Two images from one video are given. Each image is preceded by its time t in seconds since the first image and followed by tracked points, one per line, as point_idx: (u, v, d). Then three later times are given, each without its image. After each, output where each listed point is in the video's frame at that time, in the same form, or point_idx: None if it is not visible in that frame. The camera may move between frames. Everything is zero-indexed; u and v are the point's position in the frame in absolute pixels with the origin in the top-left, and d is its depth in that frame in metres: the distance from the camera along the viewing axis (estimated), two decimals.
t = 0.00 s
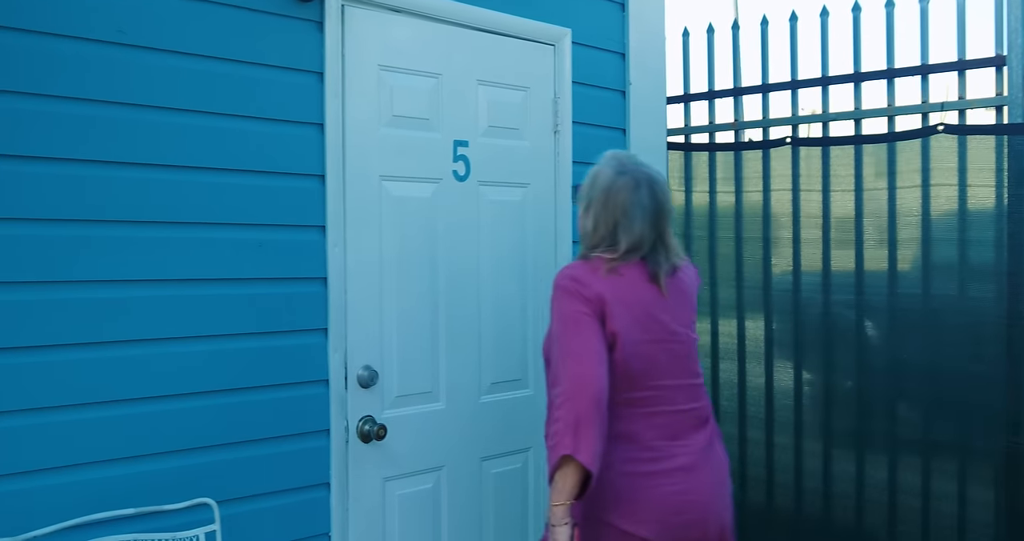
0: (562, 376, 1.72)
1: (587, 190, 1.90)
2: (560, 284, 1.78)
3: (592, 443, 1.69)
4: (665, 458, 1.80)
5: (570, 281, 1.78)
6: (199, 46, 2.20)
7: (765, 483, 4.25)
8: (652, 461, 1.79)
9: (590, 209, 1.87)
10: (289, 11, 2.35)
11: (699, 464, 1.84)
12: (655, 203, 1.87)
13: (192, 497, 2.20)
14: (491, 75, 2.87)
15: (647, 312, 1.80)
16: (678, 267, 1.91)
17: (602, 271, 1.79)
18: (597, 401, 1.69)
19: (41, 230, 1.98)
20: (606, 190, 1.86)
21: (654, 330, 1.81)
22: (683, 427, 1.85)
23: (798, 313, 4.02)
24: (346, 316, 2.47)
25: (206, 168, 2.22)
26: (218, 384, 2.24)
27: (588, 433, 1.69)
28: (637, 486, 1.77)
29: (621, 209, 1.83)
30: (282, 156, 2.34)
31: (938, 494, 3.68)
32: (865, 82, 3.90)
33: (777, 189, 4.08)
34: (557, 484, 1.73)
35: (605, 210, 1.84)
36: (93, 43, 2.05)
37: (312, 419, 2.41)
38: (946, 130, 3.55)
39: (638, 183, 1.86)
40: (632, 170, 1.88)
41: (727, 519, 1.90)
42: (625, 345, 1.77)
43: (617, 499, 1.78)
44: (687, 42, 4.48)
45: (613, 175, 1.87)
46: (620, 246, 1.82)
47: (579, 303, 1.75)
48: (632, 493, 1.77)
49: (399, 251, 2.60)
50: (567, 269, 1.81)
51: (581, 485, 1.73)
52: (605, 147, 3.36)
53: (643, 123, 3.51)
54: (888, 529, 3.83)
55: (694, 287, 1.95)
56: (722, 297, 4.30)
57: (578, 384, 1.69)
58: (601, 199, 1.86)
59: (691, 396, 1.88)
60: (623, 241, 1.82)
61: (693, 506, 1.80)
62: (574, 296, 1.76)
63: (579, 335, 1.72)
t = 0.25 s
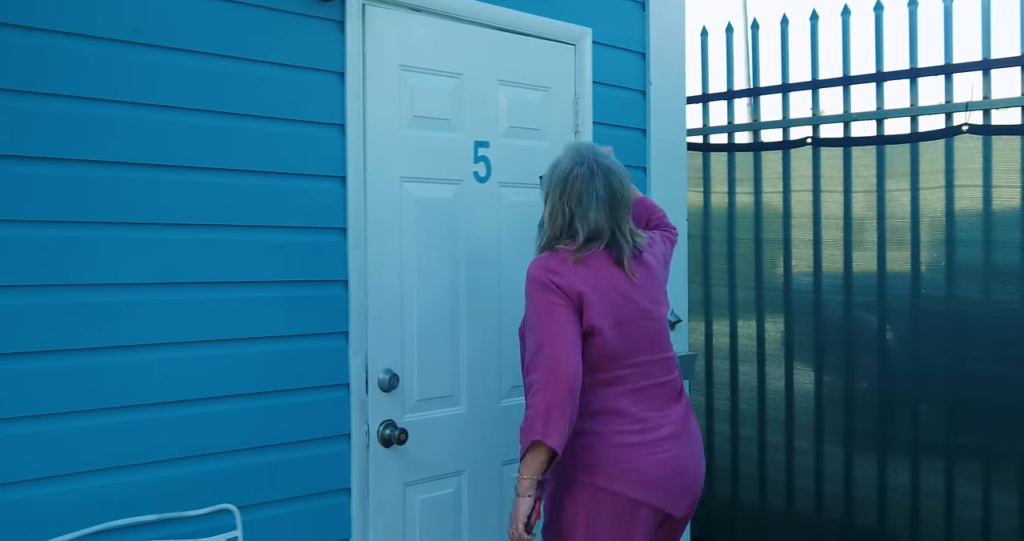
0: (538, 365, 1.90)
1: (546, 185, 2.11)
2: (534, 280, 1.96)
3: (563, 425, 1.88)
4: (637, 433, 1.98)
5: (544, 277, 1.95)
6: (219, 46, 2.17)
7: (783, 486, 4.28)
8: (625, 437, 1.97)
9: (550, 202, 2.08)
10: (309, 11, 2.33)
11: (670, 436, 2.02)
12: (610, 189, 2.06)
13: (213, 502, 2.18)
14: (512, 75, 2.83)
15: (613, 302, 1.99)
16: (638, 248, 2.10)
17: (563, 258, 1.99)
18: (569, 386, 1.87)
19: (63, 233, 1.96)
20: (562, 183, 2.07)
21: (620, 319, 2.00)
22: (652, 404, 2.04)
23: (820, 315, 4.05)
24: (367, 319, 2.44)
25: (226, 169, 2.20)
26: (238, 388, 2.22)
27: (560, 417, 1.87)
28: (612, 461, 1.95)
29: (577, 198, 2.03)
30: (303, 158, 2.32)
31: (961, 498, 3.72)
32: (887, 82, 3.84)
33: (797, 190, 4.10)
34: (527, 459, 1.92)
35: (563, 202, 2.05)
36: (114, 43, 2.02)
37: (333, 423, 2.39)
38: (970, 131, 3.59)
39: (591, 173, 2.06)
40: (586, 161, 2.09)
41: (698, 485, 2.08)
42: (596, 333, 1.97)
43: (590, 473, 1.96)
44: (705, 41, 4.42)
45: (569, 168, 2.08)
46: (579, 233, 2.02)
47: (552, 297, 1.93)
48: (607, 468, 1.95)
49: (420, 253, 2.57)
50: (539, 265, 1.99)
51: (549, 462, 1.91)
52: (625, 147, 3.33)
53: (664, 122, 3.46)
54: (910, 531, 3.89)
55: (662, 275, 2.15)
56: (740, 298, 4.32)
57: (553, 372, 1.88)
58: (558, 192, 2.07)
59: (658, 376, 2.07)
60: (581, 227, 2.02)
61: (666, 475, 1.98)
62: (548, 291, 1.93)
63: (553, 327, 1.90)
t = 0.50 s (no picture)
0: (577, 358, 1.86)
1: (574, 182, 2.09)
2: (569, 274, 1.93)
3: (607, 417, 1.86)
4: (646, 428, 2.01)
5: (578, 272, 1.94)
6: (232, 44, 2.16)
7: (797, 487, 4.23)
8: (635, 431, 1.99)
9: (579, 200, 2.06)
10: (323, 8, 2.31)
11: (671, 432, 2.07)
12: (638, 191, 2.06)
13: (226, 502, 2.17)
14: (525, 72, 2.81)
15: (637, 299, 2.02)
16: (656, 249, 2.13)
17: (593, 259, 1.97)
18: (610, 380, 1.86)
19: (77, 231, 1.96)
20: (592, 182, 2.05)
21: (643, 316, 2.03)
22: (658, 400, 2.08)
23: (834, 315, 4.02)
24: (381, 319, 2.42)
25: (240, 167, 2.19)
26: (252, 387, 2.21)
27: (603, 409, 1.85)
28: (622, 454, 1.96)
29: (608, 199, 2.02)
30: (317, 157, 2.31)
31: (977, 500, 3.69)
32: (902, 80, 3.80)
33: (811, 189, 4.06)
34: (561, 452, 1.88)
35: (593, 201, 2.04)
36: (129, 40, 2.02)
37: (346, 423, 2.37)
38: (986, 129, 3.55)
39: (622, 174, 2.05)
40: (615, 162, 2.08)
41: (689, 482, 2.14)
42: (623, 329, 1.98)
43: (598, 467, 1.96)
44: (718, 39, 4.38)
45: (599, 167, 2.06)
46: (608, 234, 2.01)
47: (589, 291, 1.91)
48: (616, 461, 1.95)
49: (434, 252, 2.55)
50: (571, 260, 1.97)
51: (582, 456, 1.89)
52: (639, 145, 3.31)
53: (678, 121, 3.44)
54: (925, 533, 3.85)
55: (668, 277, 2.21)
56: (752, 298, 4.29)
57: (596, 365, 1.85)
58: (588, 190, 2.05)
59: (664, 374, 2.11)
60: (611, 229, 2.01)
61: (667, 470, 2.01)
62: (584, 285, 1.91)
63: (592, 321, 1.89)
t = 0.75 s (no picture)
0: (571, 356, 1.87)
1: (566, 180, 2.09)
2: (559, 274, 1.95)
3: (603, 414, 1.86)
4: (636, 426, 2.03)
5: (569, 270, 1.95)
6: (239, 44, 2.16)
7: (805, 489, 4.21)
8: (625, 429, 2.01)
9: (570, 200, 2.07)
10: (330, 8, 2.31)
11: (662, 429, 2.09)
12: (630, 193, 2.05)
13: (232, 505, 2.16)
14: (532, 72, 2.80)
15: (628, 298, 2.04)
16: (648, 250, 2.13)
17: (582, 259, 1.98)
18: (604, 377, 1.87)
19: (84, 232, 1.96)
20: (584, 182, 2.05)
21: (633, 315, 2.05)
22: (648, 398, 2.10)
23: (841, 316, 3.99)
24: (387, 320, 2.41)
25: (246, 168, 2.18)
26: (258, 388, 2.20)
27: (598, 406, 1.85)
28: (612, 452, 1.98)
29: (599, 200, 2.02)
30: (324, 157, 2.30)
31: (986, 501, 3.68)
32: (911, 80, 3.78)
33: (818, 190, 4.03)
34: (564, 454, 1.87)
35: (584, 201, 2.04)
36: (136, 41, 2.02)
37: (353, 424, 2.37)
38: (995, 129, 3.53)
39: (613, 175, 2.04)
40: (609, 162, 2.06)
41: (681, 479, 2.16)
42: (615, 328, 1.99)
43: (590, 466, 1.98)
44: (725, 39, 4.36)
45: (592, 167, 2.05)
46: (597, 235, 2.02)
47: (580, 290, 1.93)
48: (606, 459, 1.98)
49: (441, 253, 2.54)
50: (561, 259, 1.98)
51: (585, 455, 1.90)
52: (646, 145, 3.29)
53: (685, 121, 3.42)
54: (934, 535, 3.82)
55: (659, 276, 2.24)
56: (760, 299, 4.26)
57: (590, 362, 1.86)
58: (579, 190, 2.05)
59: (655, 372, 2.13)
60: (600, 231, 2.01)
61: (658, 468, 2.04)
62: (575, 284, 1.93)
63: (584, 319, 1.90)
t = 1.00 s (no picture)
0: (554, 355, 1.94)
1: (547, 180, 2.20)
2: (541, 274, 2.02)
3: (588, 410, 1.93)
4: (624, 422, 2.09)
5: (550, 270, 2.02)
6: (243, 45, 2.15)
7: (809, 490, 4.19)
8: (613, 426, 2.07)
9: (550, 199, 2.16)
10: (334, 8, 2.30)
11: (652, 425, 2.14)
12: (608, 188, 2.14)
13: (236, 506, 2.16)
14: (536, 72, 2.78)
15: (610, 296, 2.10)
16: (630, 245, 2.21)
17: (563, 256, 2.07)
18: (588, 374, 1.94)
19: (87, 233, 1.95)
20: (563, 180, 2.15)
21: (616, 312, 2.11)
22: (636, 394, 2.15)
23: (846, 317, 3.97)
24: (391, 320, 2.40)
25: (250, 169, 2.18)
26: (261, 389, 2.20)
27: (583, 403, 1.93)
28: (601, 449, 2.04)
29: (577, 196, 2.12)
30: (327, 158, 2.30)
31: (993, 502, 3.69)
32: (917, 80, 3.77)
33: (823, 190, 4.01)
34: (549, 450, 1.94)
35: (563, 199, 2.14)
36: (140, 40, 2.01)
37: (357, 425, 2.36)
38: (1001, 129, 3.52)
39: (590, 171, 2.14)
40: (586, 160, 2.17)
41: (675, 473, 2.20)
42: (598, 325, 2.06)
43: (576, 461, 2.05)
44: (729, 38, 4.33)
45: (570, 165, 2.16)
46: (578, 232, 2.10)
47: (562, 289, 1.99)
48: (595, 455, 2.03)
49: (445, 254, 2.53)
50: (543, 259, 2.05)
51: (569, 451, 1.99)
52: (650, 146, 3.27)
53: (689, 121, 3.41)
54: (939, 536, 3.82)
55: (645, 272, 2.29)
56: (764, 298, 4.23)
57: (573, 360, 1.93)
58: (559, 189, 2.15)
59: (642, 368, 2.19)
60: (580, 227, 2.10)
61: (648, 463, 2.08)
62: (556, 284, 2.00)
63: (566, 317, 1.97)
